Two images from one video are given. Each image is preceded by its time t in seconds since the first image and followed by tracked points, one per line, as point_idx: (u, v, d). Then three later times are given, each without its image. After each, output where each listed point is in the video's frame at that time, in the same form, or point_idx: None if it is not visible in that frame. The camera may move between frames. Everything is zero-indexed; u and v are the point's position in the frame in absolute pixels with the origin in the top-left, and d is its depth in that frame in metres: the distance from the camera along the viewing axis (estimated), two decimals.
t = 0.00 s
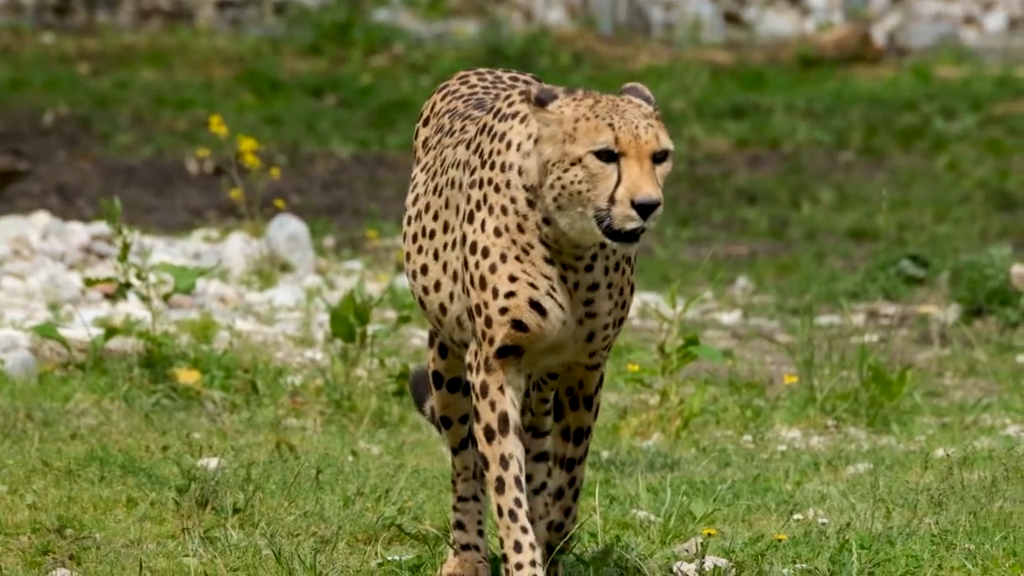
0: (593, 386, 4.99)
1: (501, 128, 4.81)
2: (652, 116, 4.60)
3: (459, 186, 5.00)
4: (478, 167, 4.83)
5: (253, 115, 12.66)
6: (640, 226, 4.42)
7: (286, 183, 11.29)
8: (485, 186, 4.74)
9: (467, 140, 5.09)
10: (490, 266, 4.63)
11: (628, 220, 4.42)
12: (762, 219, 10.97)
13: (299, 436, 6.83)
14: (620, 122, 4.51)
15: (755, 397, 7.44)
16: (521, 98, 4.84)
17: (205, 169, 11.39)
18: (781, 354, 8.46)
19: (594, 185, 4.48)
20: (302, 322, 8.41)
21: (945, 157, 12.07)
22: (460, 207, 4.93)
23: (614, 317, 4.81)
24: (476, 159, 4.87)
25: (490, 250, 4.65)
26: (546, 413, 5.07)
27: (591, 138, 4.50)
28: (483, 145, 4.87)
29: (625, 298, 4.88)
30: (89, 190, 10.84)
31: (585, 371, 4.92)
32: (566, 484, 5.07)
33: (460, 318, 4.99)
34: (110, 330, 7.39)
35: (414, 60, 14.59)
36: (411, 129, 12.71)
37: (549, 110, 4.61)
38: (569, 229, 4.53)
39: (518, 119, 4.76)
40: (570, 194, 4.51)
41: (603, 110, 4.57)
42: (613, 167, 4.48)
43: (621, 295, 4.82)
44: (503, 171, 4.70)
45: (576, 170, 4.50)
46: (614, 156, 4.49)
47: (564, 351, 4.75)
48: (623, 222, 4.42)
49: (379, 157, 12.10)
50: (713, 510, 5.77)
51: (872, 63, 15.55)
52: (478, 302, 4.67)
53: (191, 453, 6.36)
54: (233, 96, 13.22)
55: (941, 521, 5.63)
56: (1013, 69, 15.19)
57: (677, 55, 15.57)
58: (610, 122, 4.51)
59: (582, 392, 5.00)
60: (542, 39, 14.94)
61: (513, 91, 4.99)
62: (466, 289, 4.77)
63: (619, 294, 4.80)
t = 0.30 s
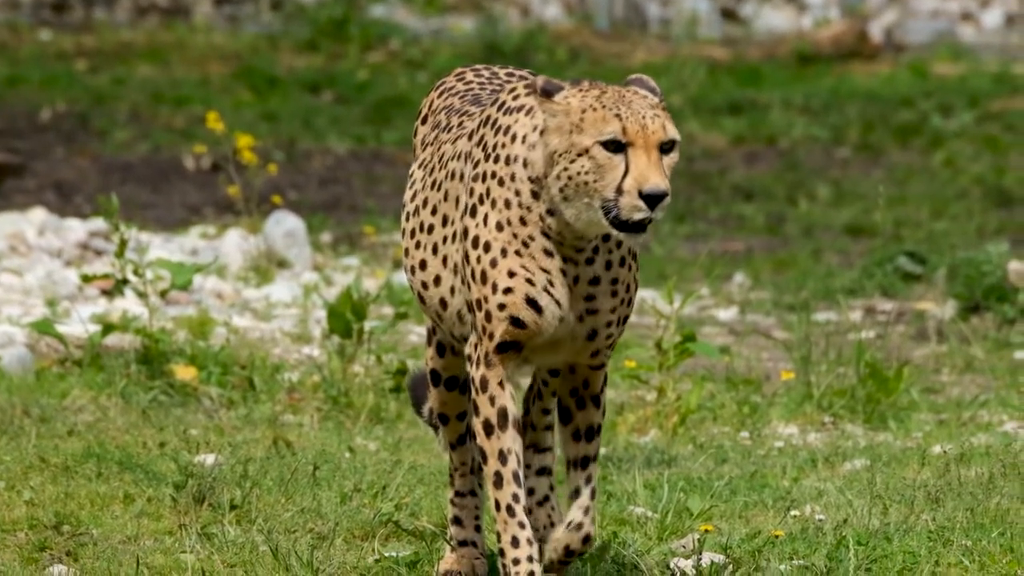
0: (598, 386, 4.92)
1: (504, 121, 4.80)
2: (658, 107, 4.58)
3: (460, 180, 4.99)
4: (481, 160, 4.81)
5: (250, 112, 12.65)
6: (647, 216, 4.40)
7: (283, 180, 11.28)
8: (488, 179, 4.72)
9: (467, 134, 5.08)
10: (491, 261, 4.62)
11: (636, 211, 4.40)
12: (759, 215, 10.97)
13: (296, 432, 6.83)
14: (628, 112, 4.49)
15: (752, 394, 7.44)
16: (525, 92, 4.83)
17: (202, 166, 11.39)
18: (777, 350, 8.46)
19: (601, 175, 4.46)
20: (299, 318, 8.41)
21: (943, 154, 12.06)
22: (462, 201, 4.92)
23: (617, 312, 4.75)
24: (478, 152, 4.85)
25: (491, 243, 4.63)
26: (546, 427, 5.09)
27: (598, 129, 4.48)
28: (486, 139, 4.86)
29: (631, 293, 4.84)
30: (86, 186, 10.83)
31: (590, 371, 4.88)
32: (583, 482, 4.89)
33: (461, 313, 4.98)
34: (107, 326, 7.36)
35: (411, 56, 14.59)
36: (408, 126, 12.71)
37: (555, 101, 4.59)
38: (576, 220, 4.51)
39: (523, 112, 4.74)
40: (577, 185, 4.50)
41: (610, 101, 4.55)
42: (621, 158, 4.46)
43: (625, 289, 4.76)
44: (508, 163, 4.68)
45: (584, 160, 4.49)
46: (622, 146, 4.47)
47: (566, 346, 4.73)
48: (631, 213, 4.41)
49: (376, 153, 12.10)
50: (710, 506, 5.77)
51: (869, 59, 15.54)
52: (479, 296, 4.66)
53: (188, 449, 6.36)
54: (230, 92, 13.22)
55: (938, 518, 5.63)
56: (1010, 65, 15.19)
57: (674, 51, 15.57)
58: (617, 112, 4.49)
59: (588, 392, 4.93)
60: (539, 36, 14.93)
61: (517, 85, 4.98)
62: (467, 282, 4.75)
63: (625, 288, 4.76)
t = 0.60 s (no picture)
0: (609, 382, 4.88)
1: (507, 117, 4.78)
2: (665, 99, 4.57)
3: (462, 177, 4.98)
4: (484, 156, 4.79)
5: (247, 108, 12.65)
6: (656, 209, 4.37)
7: (280, 176, 11.28)
8: (491, 175, 4.71)
9: (469, 131, 5.07)
10: (493, 257, 4.61)
11: (645, 203, 4.37)
12: (756, 211, 10.97)
13: (294, 428, 6.84)
14: (635, 105, 4.47)
15: (750, 390, 7.45)
16: (528, 88, 4.81)
17: (199, 162, 11.39)
18: (775, 347, 8.47)
19: (609, 167, 4.44)
20: (296, 315, 8.41)
21: (940, 150, 12.06)
22: (463, 198, 4.92)
23: (624, 308, 4.72)
24: (481, 149, 4.84)
25: (493, 239, 4.62)
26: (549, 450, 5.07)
27: (606, 121, 4.46)
28: (488, 135, 4.84)
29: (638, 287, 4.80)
30: (83, 183, 10.83)
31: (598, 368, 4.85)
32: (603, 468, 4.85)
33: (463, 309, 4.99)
34: (105, 323, 7.36)
35: (407, 53, 14.58)
36: (405, 123, 12.71)
37: (562, 93, 4.57)
38: (584, 213, 4.49)
39: (527, 108, 4.73)
40: (585, 177, 4.47)
41: (618, 93, 4.54)
42: (628, 150, 4.45)
43: (632, 281, 4.72)
44: (513, 160, 4.66)
45: (592, 152, 4.47)
46: (629, 139, 4.45)
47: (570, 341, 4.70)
48: (639, 205, 4.38)
49: (373, 150, 12.10)
50: (708, 503, 5.78)
51: (866, 56, 15.53)
52: (481, 293, 4.65)
53: (185, 446, 6.36)
54: (227, 88, 13.21)
55: (936, 514, 5.63)
56: (1007, 62, 15.19)
57: (671, 48, 15.57)
58: (625, 104, 4.48)
59: (597, 388, 4.89)
60: (536, 34, 14.94)
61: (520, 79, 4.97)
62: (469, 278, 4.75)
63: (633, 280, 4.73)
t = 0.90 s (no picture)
0: (622, 376, 4.81)
1: (511, 114, 4.78)
2: (673, 95, 4.58)
3: (465, 174, 4.99)
4: (488, 154, 4.79)
5: (245, 105, 12.65)
6: (665, 203, 4.39)
7: (278, 173, 11.27)
8: (494, 173, 4.71)
9: (473, 128, 5.07)
10: (495, 256, 4.60)
11: (654, 198, 4.39)
12: (754, 208, 10.96)
13: (291, 425, 6.84)
14: (644, 100, 4.49)
15: (747, 387, 7.46)
16: (532, 85, 4.81)
17: (197, 159, 11.39)
18: (772, 344, 8.47)
19: (618, 162, 4.45)
20: (294, 312, 8.40)
21: (938, 147, 12.06)
22: (466, 195, 4.91)
23: (631, 295, 4.68)
24: (485, 146, 4.84)
25: (496, 237, 4.61)
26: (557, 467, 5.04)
27: (615, 116, 4.48)
28: (492, 133, 4.84)
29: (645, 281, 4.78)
30: (81, 180, 10.83)
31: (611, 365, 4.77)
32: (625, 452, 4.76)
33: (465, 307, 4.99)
34: (102, 320, 7.35)
35: (405, 50, 14.58)
36: (403, 120, 12.71)
37: (569, 89, 4.58)
38: (593, 207, 4.49)
39: (530, 106, 4.72)
40: (593, 172, 4.48)
41: (626, 89, 4.55)
42: (637, 145, 4.46)
43: (638, 271, 4.69)
44: (516, 157, 4.66)
45: (600, 148, 4.48)
46: (638, 133, 4.47)
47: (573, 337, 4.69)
48: (648, 200, 4.39)
49: (372, 147, 12.10)
50: (705, 500, 5.78)
51: (865, 53, 15.53)
52: (483, 291, 4.65)
53: (184, 443, 6.36)
54: (225, 85, 13.21)
55: (934, 511, 5.63)
56: (1005, 59, 15.18)
57: (669, 45, 15.56)
58: (634, 99, 4.49)
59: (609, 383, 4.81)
60: (534, 30, 14.93)
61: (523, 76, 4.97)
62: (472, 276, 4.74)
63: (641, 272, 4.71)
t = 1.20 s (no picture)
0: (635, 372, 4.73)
1: (515, 114, 4.78)
2: (681, 91, 4.56)
3: (470, 172, 4.98)
4: (492, 152, 4.79)
5: (242, 102, 12.64)
6: (673, 200, 4.36)
7: (275, 170, 11.27)
8: (498, 172, 4.71)
9: (478, 127, 5.07)
10: (499, 256, 4.61)
11: (662, 194, 4.36)
12: (752, 206, 10.96)
13: (289, 423, 6.84)
14: (652, 97, 4.46)
15: (745, 384, 7.46)
16: (536, 84, 4.82)
17: (194, 156, 11.38)
18: (770, 341, 8.46)
19: (627, 159, 4.43)
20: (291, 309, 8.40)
21: (935, 144, 12.05)
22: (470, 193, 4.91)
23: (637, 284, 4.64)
24: (489, 145, 4.84)
25: (499, 237, 4.62)
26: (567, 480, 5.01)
27: (623, 113, 4.45)
28: (497, 131, 4.84)
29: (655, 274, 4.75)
30: (78, 177, 10.82)
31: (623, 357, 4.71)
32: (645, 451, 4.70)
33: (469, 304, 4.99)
34: (100, 317, 7.35)
35: (403, 47, 14.58)
36: (400, 117, 12.71)
37: (576, 86, 4.58)
38: (600, 204, 4.48)
39: (535, 106, 4.73)
40: (600, 169, 4.46)
41: (633, 85, 4.53)
42: (646, 142, 4.43)
43: (643, 260, 4.65)
44: (520, 157, 4.66)
45: (607, 144, 4.46)
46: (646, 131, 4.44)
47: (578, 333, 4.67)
48: (656, 197, 4.37)
49: (369, 144, 12.10)
50: (703, 497, 5.78)
51: (862, 50, 15.52)
52: (485, 290, 4.66)
53: (181, 440, 6.36)
54: (222, 83, 13.20)
55: (931, 508, 5.64)
56: (1003, 56, 15.18)
57: (666, 42, 15.56)
58: (642, 96, 4.46)
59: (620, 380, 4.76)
60: (531, 28, 14.93)
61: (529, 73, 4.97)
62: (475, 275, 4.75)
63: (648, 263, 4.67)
